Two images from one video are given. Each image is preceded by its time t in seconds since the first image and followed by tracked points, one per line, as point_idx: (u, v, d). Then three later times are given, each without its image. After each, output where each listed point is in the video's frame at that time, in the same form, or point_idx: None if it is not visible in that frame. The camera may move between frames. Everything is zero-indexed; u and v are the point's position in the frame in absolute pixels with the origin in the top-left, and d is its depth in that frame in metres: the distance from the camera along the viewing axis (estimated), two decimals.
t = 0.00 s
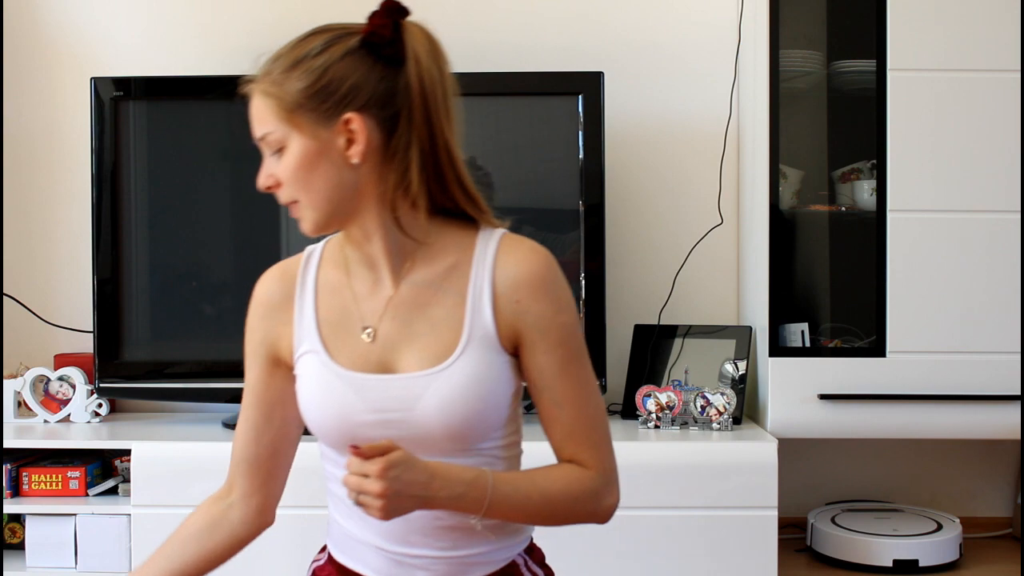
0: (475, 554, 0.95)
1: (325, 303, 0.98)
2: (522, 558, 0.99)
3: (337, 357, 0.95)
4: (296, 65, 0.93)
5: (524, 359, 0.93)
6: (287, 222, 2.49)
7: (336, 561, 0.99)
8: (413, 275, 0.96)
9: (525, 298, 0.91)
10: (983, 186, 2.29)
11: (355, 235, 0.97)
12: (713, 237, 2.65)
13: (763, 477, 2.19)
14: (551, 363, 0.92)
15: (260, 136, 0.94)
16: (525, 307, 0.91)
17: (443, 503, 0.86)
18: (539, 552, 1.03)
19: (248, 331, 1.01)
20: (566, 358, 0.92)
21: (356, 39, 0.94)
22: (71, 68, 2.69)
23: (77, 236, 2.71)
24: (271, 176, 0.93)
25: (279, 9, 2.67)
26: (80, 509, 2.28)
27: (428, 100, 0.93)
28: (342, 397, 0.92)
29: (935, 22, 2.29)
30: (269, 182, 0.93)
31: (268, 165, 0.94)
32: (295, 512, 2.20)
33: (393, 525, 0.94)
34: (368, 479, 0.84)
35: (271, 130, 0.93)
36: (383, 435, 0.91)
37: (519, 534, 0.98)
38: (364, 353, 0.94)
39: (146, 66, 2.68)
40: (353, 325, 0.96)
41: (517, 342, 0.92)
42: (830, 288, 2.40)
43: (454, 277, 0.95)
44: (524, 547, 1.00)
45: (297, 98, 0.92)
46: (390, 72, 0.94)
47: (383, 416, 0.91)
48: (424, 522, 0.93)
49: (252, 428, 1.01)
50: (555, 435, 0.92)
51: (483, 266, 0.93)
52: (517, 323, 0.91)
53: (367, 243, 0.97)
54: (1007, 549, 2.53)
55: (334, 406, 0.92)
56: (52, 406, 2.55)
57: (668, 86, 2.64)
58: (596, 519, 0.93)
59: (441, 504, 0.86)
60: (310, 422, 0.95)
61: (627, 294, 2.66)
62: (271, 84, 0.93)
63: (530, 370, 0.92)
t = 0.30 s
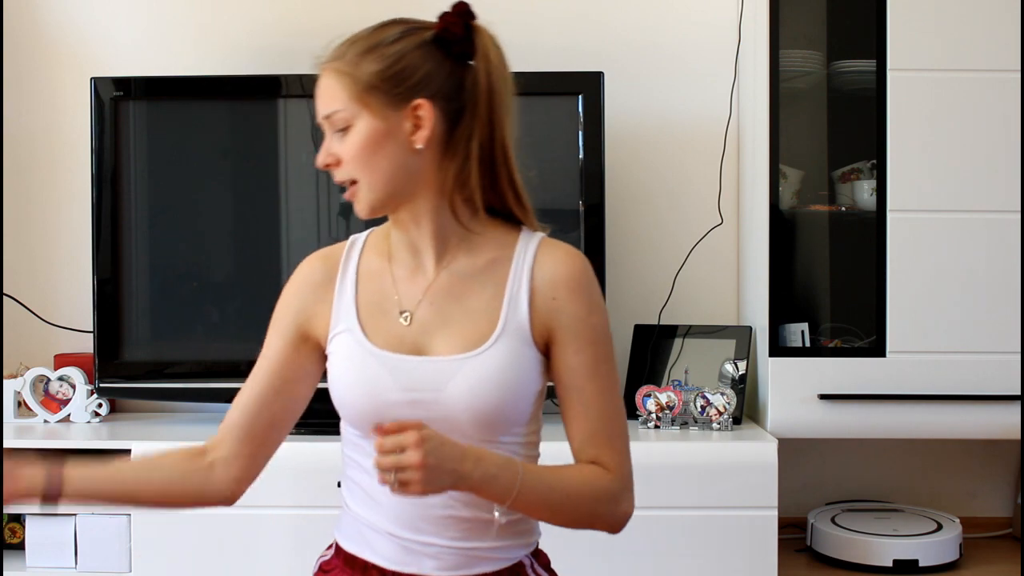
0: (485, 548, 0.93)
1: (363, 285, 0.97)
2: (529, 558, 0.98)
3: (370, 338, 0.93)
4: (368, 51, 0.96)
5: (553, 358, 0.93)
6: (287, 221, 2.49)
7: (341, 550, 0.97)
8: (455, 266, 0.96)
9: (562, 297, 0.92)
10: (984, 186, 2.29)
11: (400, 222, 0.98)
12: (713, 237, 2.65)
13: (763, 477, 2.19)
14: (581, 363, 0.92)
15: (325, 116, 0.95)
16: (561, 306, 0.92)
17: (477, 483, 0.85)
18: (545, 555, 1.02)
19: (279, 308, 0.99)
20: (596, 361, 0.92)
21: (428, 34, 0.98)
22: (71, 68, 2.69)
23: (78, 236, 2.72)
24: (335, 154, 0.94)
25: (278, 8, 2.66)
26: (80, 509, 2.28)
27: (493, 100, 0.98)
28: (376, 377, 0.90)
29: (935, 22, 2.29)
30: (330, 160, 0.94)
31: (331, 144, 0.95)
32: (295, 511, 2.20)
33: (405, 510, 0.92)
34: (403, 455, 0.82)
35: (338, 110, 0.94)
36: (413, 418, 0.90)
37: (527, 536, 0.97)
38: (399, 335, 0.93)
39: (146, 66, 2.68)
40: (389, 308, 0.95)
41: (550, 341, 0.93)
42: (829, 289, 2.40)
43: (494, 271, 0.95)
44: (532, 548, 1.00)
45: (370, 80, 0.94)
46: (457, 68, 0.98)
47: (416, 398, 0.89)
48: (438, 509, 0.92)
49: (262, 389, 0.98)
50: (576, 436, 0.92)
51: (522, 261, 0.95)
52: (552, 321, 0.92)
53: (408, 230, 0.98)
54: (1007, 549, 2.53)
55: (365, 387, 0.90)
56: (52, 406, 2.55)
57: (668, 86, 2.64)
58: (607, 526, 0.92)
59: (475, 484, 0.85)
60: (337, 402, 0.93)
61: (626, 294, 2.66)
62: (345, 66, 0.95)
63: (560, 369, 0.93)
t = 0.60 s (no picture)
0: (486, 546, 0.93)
1: (381, 274, 0.97)
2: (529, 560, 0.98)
3: (382, 324, 0.93)
4: (434, 36, 0.92)
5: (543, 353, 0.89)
6: (287, 221, 2.49)
7: (342, 547, 0.97)
8: (474, 260, 0.95)
9: (566, 295, 0.90)
10: (984, 185, 2.29)
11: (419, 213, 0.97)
12: (713, 237, 2.65)
13: (762, 477, 2.19)
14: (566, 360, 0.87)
15: (383, 91, 0.88)
16: (565, 302, 0.89)
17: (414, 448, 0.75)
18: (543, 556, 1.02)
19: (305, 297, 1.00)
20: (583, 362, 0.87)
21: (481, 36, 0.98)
22: (72, 68, 2.69)
23: (78, 237, 2.72)
24: (392, 130, 0.88)
25: (278, 8, 2.67)
26: (80, 509, 2.29)
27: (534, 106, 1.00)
28: (383, 363, 0.89)
29: (935, 22, 2.29)
30: (386, 137, 0.88)
31: (388, 121, 0.88)
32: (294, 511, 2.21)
33: (411, 503, 0.92)
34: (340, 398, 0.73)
35: (402, 85, 0.88)
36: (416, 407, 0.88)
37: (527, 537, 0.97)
38: (411, 323, 0.92)
39: (146, 66, 2.68)
40: (404, 298, 0.94)
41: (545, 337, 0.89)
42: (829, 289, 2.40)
43: (509, 268, 0.93)
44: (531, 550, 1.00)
45: (439, 60, 0.90)
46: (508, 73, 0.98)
47: (419, 386, 0.88)
48: (444, 505, 0.92)
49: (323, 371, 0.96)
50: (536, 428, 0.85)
51: (535, 261, 0.92)
52: (552, 315, 0.89)
53: (425, 221, 0.96)
54: (1006, 549, 2.53)
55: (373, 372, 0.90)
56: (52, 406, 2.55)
57: (668, 86, 2.64)
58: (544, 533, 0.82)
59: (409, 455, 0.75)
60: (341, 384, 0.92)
61: (627, 293, 2.66)
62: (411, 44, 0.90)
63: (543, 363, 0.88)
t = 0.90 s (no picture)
0: (490, 545, 0.93)
1: (385, 278, 0.99)
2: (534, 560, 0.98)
3: (387, 324, 0.95)
4: (458, 40, 0.98)
5: (559, 349, 0.93)
6: (287, 222, 2.49)
7: (346, 545, 0.97)
8: (478, 257, 0.97)
9: (574, 289, 0.93)
10: (983, 185, 2.29)
11: (422, 215, 0.99)
12: (713, 237, 2.65)
13: (762, 477, 2.19)
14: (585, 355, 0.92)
15: (421, 87, 0.93)
16: (574, 298, 0.93)
17: (503, 471, 0.81)
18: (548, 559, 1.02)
19: (308, 308, 1.02)
20: (600, 355, 0.92)
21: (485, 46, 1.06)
22: (71, 68, 2.69)
23: (78, 237, 2.72)
24: (428, 124, 0.92)
25: (278, 8, 2.67)
26: (80, 509, 2.28)
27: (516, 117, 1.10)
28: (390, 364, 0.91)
29: (935, 22, 2.29)
30: (424, 131, 0.92)
31: (424, 116, 0.92)
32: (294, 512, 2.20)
33: (414, 502, 0.93)
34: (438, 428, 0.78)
35: (439, 82, 0.93)
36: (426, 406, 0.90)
37: (531, 538, 0.97)
38: (416, 322, 0.94)
39: (146, 66, 2.68)
40: (408, 299, 0.96)
41: (558, 332, 0.93)
42: (829, 289, 2.40)
43: (512, 263, 0.96)
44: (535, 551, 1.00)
45: (468, 62, 0.96)
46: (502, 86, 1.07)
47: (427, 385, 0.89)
48: (448, 502, 0.92)
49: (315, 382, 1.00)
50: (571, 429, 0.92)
51: (538, 258, 0.95)
52: (563, 312, 0.93)
53: (428, 224, 0.99)
54: (1006, 549, 2.53)
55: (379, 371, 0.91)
56: (52, 406, 2.55)
57: (668, 86, 2.64)
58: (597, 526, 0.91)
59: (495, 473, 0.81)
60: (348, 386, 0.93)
61: (627, 293, 2.66)
62: (442, 47, 0.96)
63: (563, 361, 0.93)
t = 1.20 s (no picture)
0: (491, 542, 0.94)
1: (384, 278, 0.99)
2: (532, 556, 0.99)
3: (387, 322, 0.95)
4: (453, 45, 0.98)
5: (560, 349, 0.95)
6: (287, 222, 2.49)
7: (345, 545, 0.98)
8: (476, 256, 0.98)
9: (574, 290, 0.94)
10: (983, 185, 2.29)
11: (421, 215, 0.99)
12: (713, 237, 2.65)
13: (762, 477, 2.19)
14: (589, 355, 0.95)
15: (421, 93, 0.93)
16: (575, 298, 0.94)
17: (568, 439, 0.86)
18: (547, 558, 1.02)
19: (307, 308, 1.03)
20: (602, 354, 0.95)
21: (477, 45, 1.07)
22: (72, 68, 2.69)
23: (78, 237, 2.72)
24: (430, 130, 0.92)
25: (278, 8, 2.67)
26: (80, 509, 2.28)
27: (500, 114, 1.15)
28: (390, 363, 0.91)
29: (934, 22, 2.29)
30: (425, 137, 0.91)
31: (425, 122, 0.92)
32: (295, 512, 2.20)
33: (414, 503, 0.93)
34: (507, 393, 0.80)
35: (439, 87, 0.93)
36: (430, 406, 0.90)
37: (530, 532, 0.98)
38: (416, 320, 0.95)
39: (146, 67, 2.68)
40: (408, 298, 0.97)
41: (559, 333, 0.95)
42: (829, 288, 2.40)
43: (510, 262, 0.97)
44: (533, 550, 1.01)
45: (465, 66, 0.96)
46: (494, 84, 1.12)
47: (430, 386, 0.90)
48: (448, 501, 0.92)
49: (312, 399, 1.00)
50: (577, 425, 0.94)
51: (538, 257, 0.96)
52: (564, 312, 0.94)
53: (426, 225, 0.99)
54: (1006, 549, 2.53)
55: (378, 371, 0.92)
56: (52, 406, 2.55)
57: (668, 86, 2.64)
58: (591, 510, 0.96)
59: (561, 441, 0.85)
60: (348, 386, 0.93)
61: (626, 293, 2.66)
62: (439, 52, 0.96)
63: (567, 361, 0.94)
